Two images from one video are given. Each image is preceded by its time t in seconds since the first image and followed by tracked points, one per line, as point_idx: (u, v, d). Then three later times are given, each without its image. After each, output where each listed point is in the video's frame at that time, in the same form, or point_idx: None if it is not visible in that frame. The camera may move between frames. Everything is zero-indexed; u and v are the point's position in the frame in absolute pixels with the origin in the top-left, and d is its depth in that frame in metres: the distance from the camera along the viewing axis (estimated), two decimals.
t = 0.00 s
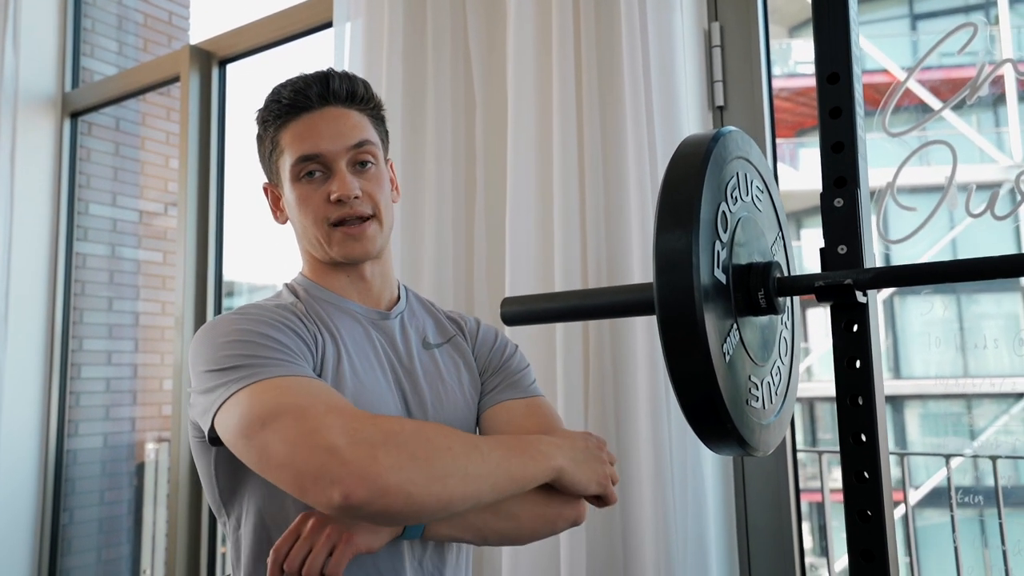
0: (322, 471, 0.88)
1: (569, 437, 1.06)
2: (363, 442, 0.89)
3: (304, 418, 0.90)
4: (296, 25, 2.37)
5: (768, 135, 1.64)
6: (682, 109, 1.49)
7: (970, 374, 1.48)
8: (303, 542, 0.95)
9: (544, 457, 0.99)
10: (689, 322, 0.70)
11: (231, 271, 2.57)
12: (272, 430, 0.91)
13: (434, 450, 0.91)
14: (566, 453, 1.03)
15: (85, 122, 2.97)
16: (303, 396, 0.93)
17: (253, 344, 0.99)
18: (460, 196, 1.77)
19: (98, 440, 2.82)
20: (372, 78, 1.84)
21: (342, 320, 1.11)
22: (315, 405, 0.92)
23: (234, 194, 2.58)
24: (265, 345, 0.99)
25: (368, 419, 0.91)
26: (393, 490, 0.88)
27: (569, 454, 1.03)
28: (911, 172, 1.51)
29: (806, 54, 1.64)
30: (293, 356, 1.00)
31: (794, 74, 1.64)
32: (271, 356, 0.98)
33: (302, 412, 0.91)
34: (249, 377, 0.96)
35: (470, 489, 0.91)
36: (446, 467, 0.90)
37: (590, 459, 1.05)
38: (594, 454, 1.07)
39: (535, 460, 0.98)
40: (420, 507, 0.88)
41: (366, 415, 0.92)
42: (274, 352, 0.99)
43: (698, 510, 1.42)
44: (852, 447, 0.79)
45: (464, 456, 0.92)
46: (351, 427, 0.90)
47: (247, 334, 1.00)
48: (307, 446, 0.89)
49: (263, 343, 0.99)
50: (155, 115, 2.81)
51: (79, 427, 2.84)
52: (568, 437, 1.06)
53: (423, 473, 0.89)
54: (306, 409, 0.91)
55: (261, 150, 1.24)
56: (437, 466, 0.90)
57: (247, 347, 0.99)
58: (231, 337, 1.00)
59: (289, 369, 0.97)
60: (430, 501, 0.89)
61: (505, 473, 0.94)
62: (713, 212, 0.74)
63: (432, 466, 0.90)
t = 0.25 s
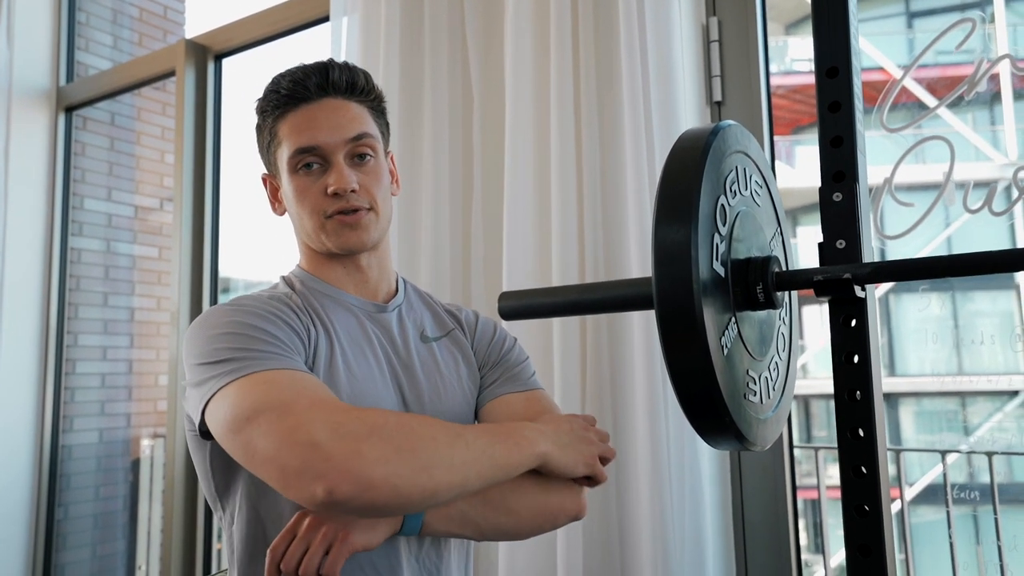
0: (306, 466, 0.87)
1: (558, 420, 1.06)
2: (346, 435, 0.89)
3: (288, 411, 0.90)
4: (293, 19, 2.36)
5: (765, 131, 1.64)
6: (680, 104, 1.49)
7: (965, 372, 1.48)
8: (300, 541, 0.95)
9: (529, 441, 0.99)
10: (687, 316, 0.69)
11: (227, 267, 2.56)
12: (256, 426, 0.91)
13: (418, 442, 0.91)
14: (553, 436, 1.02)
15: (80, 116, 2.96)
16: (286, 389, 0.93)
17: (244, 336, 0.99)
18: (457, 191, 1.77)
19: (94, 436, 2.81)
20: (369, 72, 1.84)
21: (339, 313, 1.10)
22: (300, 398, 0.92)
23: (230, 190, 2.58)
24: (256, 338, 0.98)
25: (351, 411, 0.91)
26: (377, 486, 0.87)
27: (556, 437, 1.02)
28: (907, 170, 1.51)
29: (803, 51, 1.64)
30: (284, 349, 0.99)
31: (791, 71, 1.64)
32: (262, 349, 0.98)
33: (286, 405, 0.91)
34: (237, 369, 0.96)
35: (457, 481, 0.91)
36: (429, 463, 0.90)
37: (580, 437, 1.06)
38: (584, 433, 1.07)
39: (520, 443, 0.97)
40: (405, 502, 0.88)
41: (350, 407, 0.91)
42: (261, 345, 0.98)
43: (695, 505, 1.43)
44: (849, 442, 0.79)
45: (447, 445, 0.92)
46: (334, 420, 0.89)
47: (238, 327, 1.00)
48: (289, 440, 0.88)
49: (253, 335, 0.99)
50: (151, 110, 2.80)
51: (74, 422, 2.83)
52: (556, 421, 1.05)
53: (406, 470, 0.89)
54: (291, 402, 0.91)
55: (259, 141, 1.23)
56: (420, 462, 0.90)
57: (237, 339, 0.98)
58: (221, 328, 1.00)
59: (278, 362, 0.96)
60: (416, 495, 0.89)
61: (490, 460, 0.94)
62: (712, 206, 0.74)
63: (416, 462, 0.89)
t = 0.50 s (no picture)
0: (243, 485, 0.82)
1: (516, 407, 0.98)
2: (285, 454, 0.83)
3: (237, 426, 0.86)
4: (289, 13, 2.35)
5: (762, 128, 1.64)
6: (677, 100, 1.49)
7: (960, 369, 1.48)
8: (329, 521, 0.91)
9: (482, 428, 0.91)
10: (684, 309, 0.69)
11: (223, 263, 2.55)
12: (204, 440, 0.87)
13: (357, 448, 0.84)
14: (510, 425, 0.95)
15: (75, 110, 2.94)
16: (246, 403, 0.89)
17: (216, 337, 0.95)
18: (454, 186, 1.76)
19: (88, 431, 2.80)
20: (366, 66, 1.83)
21: (335, 307, 1.08)
22: (250, 414, 0.88)
23: (226, 186, 2.57)
24: (231, 339, 0.95)
25: (294, 427, 0.85)
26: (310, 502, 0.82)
27: (513, 428, 0.95)
28: (903, 168, 1.51)
29: (800, 49, 1.63)
30: (261, 352, 0.96)
31: (788, 68, 1.64)
32: (235, 352, 0.94)
33: (240, 419, 0.87)
34: (203, 377, 0.92)
35: (401, 486, 0.84)
36: (365, 475, 0.83)
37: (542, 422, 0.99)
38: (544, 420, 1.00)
39: (471, 436, 0.90)
40: (344, 519, 0.82)
41: (299, 421, 0.86)
42: (224, 351, 0.94)
43: (690, 498, 1.43)
44: (846, 437, 0.78)
45: (390, 455, 0.85)
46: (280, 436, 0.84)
47: (214, 326, 0.96)
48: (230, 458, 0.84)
49: (226, 337, 0.95)
50: (146, 104, 2.79)
51: (69, 417, 2.82)
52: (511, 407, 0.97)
53: (346, 481, 0.82)
54: (244, 416, 0.87)
55: (261, 129, 1.22)
56: (357, 473, 0.83)
57: (207, 342, 0.95)
58: (192, 331, 0.97)
59: (244, 371, 0.93)
60: (357, 510, 0.82)
61: (436, 458, 0.86)
62: (709, 199, 0.74)
63: (353, 473, 0.83)
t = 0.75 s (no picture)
0: (198, 498, 0.85)
1: (421, 314, 0.88)
2: (221, 459, 0.84)
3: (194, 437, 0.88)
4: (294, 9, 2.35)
5: (766, 125, 1.63)
6: (681, 95, 1.48)
7: (963, 367, 1.47)
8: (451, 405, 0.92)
9: (386, 363, 0.85)
10: (688, 303, 0.69)
11: (226, 259, 2.55)
12: (174, 449, 0.90)
13: (273, 434, 0.83)
14: (416, 341, 0.86)
15: (79, 106, 2.95)
16: (209, 412, 0.90)
17: (196, 347, 0.95)
18: (457, 182, 1.76)
19: (92, 426, 2.81)
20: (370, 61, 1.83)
21: (334, 302, 1.08)
22: (204, 424, 0.89)
23: (229, 181, 2.57)
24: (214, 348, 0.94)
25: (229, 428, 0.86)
26: (243, 502, 0.83)
27: (419, 343, 0.86)
28: (907, 165, 1.50)
29: (804, 46, 1.63)
30: (246, 360, 0.95)
31: (792, 66, 1.64)
32: (215, 362, 0.94)
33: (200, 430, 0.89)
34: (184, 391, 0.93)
35: (321, 460, 0.83)
36: (284, 462, 0.83)
37: (458, 312, 0.87)
38: (455, 310, 0.87)
39: (371, 378, 0.84)
40: (284, 511, 0.83)
41: (239, 421, 0.86)
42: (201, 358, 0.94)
43: (693, 493, 1.43)
44: (850, 433, 0.78)
45: (313, 421, 0.83)
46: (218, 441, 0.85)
47: (195, 334, 0.95)
48: (186, 471, 0.86)
49: (207, 346, 0.94)
50: (150, 100, 2.79)
51: (72, 412, 2.83)
52: (418, 315, 0.88)
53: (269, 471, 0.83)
54: (203, 427, 0.89)
55: (275, 111, 1.19)
56: (281, 460, 0.83)
57: (189, 352, 0.95)
58: (174, 342, 0.97)
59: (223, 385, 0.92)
60: (290, 499, 0.83)
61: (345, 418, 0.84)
62: (714, 193, 0.74)
63: (274, 461, 0.83)
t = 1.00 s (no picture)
0: (197, 498, 0.86)
1: (399, 303, 0.89)
2: (216, 458, 0.85)
3: (193, 437, 0.89)
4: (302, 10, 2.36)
5: (773, 126, 1.63)
6: (688, 94, 1.48)
7: (973, 368, 1.47)
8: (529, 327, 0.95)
9: (367, 355, 0.86)
10: (694, 303, 0.69)
11: (234, 259, 2.56)
12: (174, 451, 0.91)
13: (262, 432, 0.84)
14: (395, 329, 0.87)
15: (89, 107, 2.97)
16: (209, 412, 0.91)
17: (196, 348, 0.95)
18: (464, 183, 1.76)
19: (101, 426, 2.82)
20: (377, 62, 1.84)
21: (338, 302, 1.08)
22: (203, 424, 0.90)
23: (237, 182, 2.58)
24: (215, 349, 0.95)
25: (225, 427, 0.87)
26: (237, 502, 0.84)
27: (399, 332, 0.87)
28: (916, 165, 1.50)
29: (813, 46, 1.62)
30: (247, 360, 0.96)
31: (801, 66, 1.63)
32: (218, 363, 0.94)
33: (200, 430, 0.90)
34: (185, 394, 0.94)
35: (311, 455, 0.84)
36: (275, 459, 0.84)
37: (434, 297, 0.87)
38: (431, 295, 0.88)
39: (353, 370, 0.86)
40: (277, 509, 0.84)
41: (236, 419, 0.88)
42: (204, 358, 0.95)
43: (700, 493, 1.42)
44: (857, 435, 0.78)
45: (299, 417, 0.84)
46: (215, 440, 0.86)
47: (196, 335, 0.96)
48: (185, 472, 0.88)
49: (208, 347, 0.95)
50: (159, 101, 2.81)
51: (82, 412, 2.85)
52: (396, 304, 0.89)
53: (260, 469, 0.84)
54: (201, 428, 0.90)
55: (294, 103, 1.19)
56: (271, 459, 0.84)
57: (190, 353, 0.95)
58: (176, 345, 0.98)
59: (223, 385, 0.93)
60: (282, 497, 0.84)
61: (332, 412, 0.85)
62: (720, 193, 0.74)
63: (265, 459, 0.84)
